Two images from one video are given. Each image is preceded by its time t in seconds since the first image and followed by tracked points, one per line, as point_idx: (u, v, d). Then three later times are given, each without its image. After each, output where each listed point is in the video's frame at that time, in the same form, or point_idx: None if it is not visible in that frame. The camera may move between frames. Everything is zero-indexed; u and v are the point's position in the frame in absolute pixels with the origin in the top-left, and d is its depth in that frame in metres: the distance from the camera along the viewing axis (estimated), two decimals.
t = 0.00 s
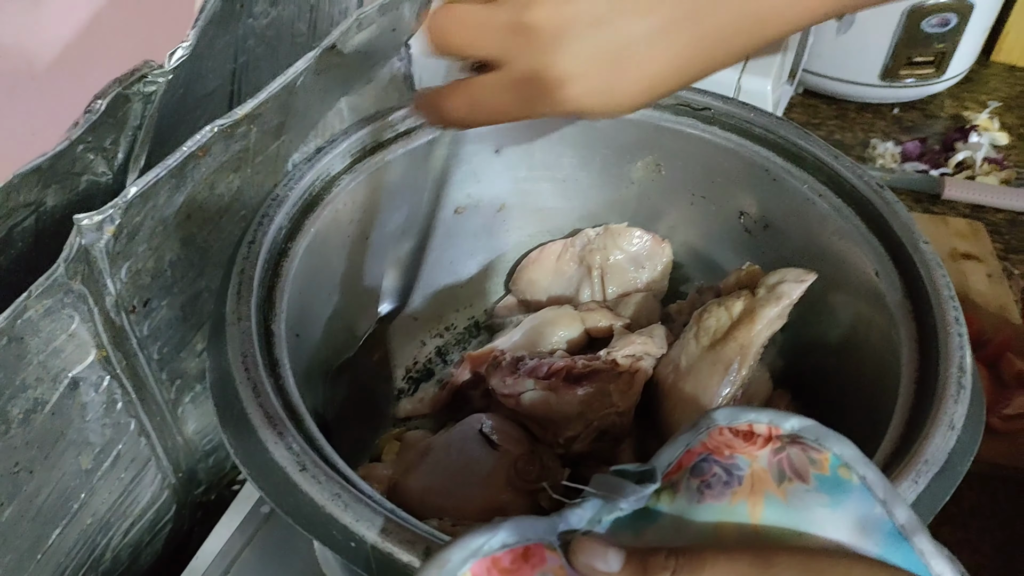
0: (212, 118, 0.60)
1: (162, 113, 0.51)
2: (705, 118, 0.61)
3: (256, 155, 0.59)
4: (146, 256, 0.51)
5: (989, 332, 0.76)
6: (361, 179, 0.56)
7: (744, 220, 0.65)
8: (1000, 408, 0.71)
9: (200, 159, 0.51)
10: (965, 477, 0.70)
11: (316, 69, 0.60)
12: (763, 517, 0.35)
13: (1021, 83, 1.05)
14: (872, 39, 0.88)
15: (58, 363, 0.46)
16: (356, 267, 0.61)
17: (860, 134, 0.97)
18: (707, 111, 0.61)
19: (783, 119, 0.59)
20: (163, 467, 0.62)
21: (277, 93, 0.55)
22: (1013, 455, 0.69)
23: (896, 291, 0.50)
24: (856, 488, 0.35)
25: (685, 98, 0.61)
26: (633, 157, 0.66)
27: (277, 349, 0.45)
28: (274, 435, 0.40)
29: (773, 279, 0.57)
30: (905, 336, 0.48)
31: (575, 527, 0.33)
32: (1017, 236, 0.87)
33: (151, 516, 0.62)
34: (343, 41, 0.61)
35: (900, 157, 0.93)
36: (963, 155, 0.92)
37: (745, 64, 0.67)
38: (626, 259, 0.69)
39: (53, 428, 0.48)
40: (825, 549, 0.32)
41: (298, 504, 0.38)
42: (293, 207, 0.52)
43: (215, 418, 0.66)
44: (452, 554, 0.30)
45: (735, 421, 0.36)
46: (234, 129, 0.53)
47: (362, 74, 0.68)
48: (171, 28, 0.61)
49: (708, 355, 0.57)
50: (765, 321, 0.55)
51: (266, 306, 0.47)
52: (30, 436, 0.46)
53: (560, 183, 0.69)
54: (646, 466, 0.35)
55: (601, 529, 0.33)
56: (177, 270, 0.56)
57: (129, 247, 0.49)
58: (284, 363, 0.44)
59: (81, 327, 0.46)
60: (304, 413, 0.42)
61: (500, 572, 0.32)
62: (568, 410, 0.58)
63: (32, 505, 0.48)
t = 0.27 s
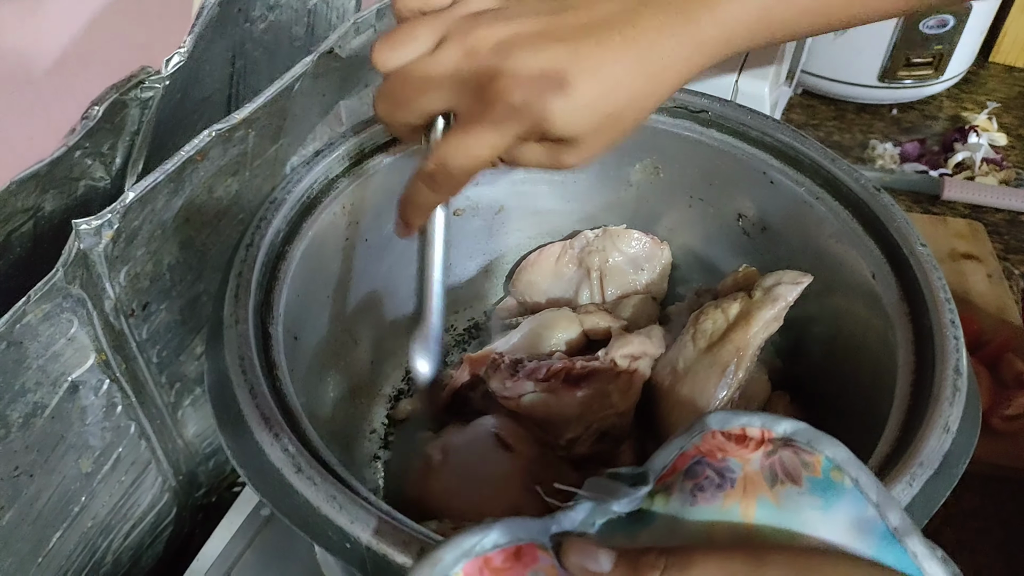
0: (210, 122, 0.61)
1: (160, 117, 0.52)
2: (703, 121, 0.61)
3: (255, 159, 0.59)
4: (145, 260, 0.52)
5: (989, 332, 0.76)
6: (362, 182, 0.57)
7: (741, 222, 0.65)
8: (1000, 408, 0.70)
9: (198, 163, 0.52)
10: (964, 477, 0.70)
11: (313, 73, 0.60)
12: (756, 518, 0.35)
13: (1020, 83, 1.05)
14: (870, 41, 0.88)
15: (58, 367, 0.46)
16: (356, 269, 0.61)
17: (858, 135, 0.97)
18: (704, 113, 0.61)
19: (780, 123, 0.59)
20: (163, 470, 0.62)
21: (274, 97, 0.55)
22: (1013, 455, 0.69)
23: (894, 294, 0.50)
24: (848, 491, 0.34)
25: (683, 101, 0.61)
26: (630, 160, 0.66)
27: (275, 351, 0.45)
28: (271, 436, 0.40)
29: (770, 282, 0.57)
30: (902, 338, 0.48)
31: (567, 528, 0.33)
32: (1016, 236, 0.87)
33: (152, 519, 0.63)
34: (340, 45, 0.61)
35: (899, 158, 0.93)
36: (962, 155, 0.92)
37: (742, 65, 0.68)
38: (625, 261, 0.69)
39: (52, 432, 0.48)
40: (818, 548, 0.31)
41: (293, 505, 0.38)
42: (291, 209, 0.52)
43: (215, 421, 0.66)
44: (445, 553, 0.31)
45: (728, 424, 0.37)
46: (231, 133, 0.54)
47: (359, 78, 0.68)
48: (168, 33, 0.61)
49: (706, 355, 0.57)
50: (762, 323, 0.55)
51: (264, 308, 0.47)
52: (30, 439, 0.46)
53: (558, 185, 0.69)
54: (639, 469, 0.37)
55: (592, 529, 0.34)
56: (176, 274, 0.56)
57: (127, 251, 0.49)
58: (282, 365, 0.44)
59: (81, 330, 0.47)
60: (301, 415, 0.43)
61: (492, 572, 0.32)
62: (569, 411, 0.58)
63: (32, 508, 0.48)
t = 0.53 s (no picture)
0: (213, 124, 0.61)
1: (164, 120, 0.52)
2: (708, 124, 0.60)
3: (257, 161, 0.60)
4: (148, 261, 0.52)
5: (988, 334, 0.76)
6: (366, 182, 0.56)
7: (744, 225, 0.65)
8: (999, 410, 0.70)
9: (201, 165, 0.52)
10: (964, 479, 0.70)
11: (316, 76, 0.60)
12: (756, 516, 0.35)
13: (1019, 87, 1.06)
14: (869, 44, 0.88)
15: (61, 367, 0.46)
16: (360, 269, 0.61)
17: (859, 138, 0.97)
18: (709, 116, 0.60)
19: (785, 126, 0.59)
20: (165, 471, 0.62)
21: (277, 100, 0.56)
22: (1012, 457, 0.69)
23: (895, 297, 0.50)
24: (848, 491, 0.35)
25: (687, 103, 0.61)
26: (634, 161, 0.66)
27: (278, 350, 0.45)
28: (275, 436, 0.40)
29: (776, 278, 0.58)
30: (903, 342, 0.48)
31: (568, 530, 0.34)
32: (1015, 239, 0.87)
33: (154, 520, 0.63)
34: (343, 48, 0.62)
35: (899, 161, 0.94)
36: (961, 159, 0.93)
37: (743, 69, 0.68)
38: (627, 263, 0.69)
39: (56, 432, 0.48)
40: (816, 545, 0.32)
41: (298, 503, 0.38)
42: (295, 210, 0.52)
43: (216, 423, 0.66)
44: (445, 562, 0.31)
45: (730, 421, 0.38)
46: (234, 136, 0.54)
47: (362, 80, 0.68)
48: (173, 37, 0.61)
49: (713, 352, 0.57)
50: (767, 319, 0.56)
51: (269, 307, 0.47)
52: (33, 440, 0.47)
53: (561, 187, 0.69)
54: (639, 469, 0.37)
55: (592, 531, 0.34)
56: (179, 276, 0.56)
57: (131, 253, 0.49)
58: (285, 363, 0.45)
59: (84, 332, 0.47)
60: (305, 414, 0.43)
61: None
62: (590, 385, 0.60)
63: (35, 508, 0.49)
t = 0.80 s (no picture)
0: (214, 129, 0.61)
1: (165, 125, 0.52)
2: (719, 125, 0.61)
3: (258, 166, 0.60)
4: (150, 266, 0.52)
5: (988, 336, 0.76)
6: (379, 181, 0.57)
7: (755, 225, 0.65)
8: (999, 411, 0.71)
9: (202, 170, 0.52)
10: (965, 480, 0.70)
11: (316, 81, 0.61)
12: (750, 509, 0.36)
13: (1019, 88, 1.06)
14: (867, 46, 0.89)
15: (62, 372, 0.47)
16: (371, 269, 0.62)
17: (858, 139, 0.98)
18: (719, 117, 0.61)
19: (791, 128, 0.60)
20: (166, 475, 0.62)
21: (277, 105, 0.56)
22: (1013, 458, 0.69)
23: (901, 298, 0.50)
24: (843, 487, 0.35)
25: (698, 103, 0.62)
26: (642, 162, 0.67)
27: (292, 341, 0.46)
28: (284, 422, 0.40)
29: (796, 267, 0.57)
30: (907, 344, 0.48)
31: (561, 522, 0.34)
32: (1015, 240, 0.87)
33: (155, 523, 0.63)
34: (343, 53, 0.62)
35: (898, 162, 0.94)
36: (959, 161, 0.93)
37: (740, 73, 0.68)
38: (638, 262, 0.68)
39: (57, 436, 0.49)
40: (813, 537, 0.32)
41: (305, 487, 0.39)
42: (309, 208, 0.52)
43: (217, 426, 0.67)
44: (441, 550, 0.32)
45: (728, 417, 0.37)
46: (235, 141, 0.54)
47: (362, 84, 0.69)
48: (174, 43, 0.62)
49: (735, 339, 0.58)
50: (787, 307, 0.56)
51: (284, 299, 0.48)
52: (34, 444, 0.47)
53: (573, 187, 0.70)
54: (635, 463, 0.38)
55: (587, 521, 0.34)
56: (179, 280, 0.56)
57: (132, 258, 0.49)
58: (297, 354, 0.45)
59: (85, 336, 0.47)
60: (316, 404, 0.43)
61: (487, 567, 0.32)
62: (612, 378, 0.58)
63: (36, 512, 0.49)
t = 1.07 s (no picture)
0: (215, 125, 0.61)
1: (166, 120, 0.52)
2: (720, 122, 0.61)
3: (258, 162, 0.60)
4: (151, 261, 0.52)
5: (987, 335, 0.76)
6: (380, 176, 0.57)
7: (756, 223, 0.66)
8: (997, 411, 0.71)
9: (203, 165, 0.52)
10: (963, 479, 0.70)
11: (317, 78, 0.61)
12: (752, 503, 0.35)
13: (1018, 89, 1.06)
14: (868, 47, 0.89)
15: (64, 366, 0.47)
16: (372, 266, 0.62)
17: (857, 139, 0.98)
18: (720, 114, 0.61)
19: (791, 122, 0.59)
20: (166, 470, 0.62)
21: (278, 100, 0.56)
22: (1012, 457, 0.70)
23: (903, 296, 0.51)
24: (845, 480, 0.36)
25: (698, 100, 0.61)
26: (644, 159, 0.67)
27: (294, 336, 0.46)
28: (286, 414, 0.40)
29: (780, 278, 0.58)
30: (909, 342, 0.48)
31: (565, 514, 0.34)
32: (1014, 240, 0.87)
33: (154, 519, 0.63)
34: (344, 50, 0.61)
35: (898, 162, 0.94)
36: (959, 161, 0.93)
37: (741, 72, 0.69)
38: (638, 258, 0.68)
39: (58, 431, 0.49)
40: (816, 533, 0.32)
41: (307, 480, 0.39)
42: (310, 204, 0.52)
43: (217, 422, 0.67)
44: (446, 538, 0.32)
45: (729, 411, 0.37)
46: (236, 136, 0.54)
47: (362, 81, 0.69)
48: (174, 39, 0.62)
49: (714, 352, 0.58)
50: (767, 318, 0.56)
51: (285, 294, 0.48)
52: (36, 438, 0.47)
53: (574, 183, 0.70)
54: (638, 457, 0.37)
55: (591, 513, 0.34)
56: (180, 275, 0.56)
57: (133, 252, 0.49)
58: (299, 349, 0.45)
59: (87, 330, 0.47)
60: (319, 400, 0.43)
61: (492, 555, 0.33)
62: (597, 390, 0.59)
63: (38, 506, 0.49)
